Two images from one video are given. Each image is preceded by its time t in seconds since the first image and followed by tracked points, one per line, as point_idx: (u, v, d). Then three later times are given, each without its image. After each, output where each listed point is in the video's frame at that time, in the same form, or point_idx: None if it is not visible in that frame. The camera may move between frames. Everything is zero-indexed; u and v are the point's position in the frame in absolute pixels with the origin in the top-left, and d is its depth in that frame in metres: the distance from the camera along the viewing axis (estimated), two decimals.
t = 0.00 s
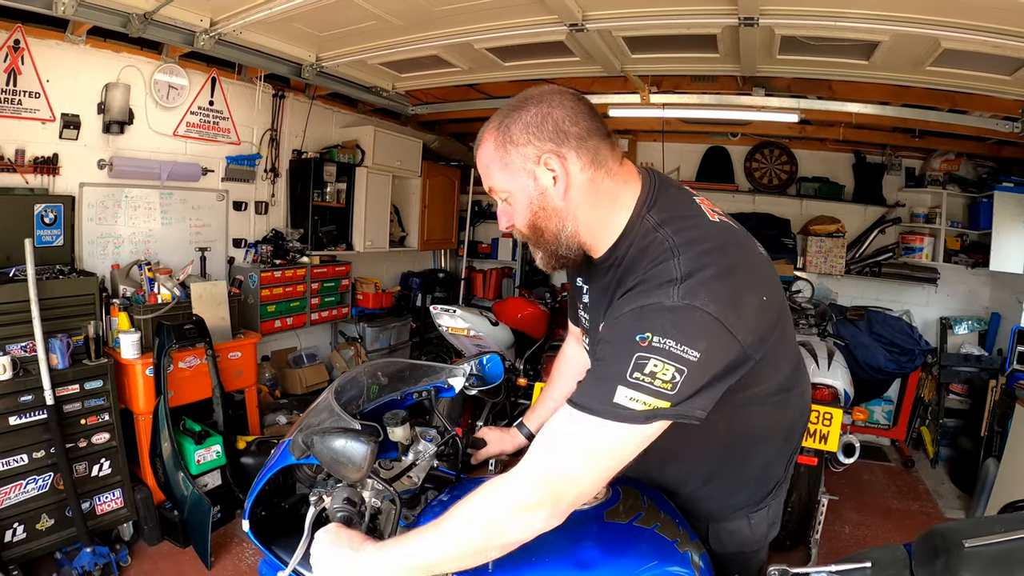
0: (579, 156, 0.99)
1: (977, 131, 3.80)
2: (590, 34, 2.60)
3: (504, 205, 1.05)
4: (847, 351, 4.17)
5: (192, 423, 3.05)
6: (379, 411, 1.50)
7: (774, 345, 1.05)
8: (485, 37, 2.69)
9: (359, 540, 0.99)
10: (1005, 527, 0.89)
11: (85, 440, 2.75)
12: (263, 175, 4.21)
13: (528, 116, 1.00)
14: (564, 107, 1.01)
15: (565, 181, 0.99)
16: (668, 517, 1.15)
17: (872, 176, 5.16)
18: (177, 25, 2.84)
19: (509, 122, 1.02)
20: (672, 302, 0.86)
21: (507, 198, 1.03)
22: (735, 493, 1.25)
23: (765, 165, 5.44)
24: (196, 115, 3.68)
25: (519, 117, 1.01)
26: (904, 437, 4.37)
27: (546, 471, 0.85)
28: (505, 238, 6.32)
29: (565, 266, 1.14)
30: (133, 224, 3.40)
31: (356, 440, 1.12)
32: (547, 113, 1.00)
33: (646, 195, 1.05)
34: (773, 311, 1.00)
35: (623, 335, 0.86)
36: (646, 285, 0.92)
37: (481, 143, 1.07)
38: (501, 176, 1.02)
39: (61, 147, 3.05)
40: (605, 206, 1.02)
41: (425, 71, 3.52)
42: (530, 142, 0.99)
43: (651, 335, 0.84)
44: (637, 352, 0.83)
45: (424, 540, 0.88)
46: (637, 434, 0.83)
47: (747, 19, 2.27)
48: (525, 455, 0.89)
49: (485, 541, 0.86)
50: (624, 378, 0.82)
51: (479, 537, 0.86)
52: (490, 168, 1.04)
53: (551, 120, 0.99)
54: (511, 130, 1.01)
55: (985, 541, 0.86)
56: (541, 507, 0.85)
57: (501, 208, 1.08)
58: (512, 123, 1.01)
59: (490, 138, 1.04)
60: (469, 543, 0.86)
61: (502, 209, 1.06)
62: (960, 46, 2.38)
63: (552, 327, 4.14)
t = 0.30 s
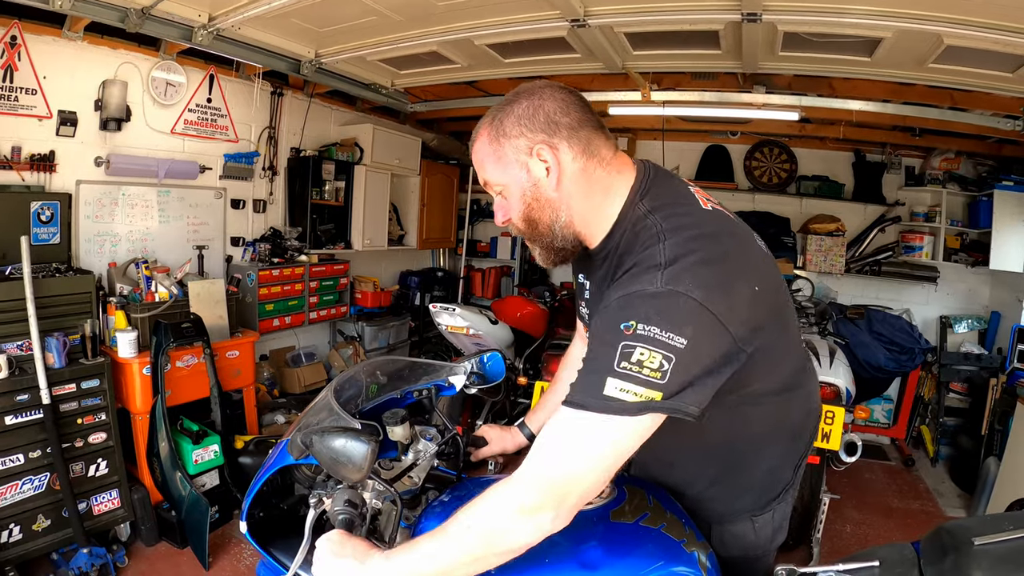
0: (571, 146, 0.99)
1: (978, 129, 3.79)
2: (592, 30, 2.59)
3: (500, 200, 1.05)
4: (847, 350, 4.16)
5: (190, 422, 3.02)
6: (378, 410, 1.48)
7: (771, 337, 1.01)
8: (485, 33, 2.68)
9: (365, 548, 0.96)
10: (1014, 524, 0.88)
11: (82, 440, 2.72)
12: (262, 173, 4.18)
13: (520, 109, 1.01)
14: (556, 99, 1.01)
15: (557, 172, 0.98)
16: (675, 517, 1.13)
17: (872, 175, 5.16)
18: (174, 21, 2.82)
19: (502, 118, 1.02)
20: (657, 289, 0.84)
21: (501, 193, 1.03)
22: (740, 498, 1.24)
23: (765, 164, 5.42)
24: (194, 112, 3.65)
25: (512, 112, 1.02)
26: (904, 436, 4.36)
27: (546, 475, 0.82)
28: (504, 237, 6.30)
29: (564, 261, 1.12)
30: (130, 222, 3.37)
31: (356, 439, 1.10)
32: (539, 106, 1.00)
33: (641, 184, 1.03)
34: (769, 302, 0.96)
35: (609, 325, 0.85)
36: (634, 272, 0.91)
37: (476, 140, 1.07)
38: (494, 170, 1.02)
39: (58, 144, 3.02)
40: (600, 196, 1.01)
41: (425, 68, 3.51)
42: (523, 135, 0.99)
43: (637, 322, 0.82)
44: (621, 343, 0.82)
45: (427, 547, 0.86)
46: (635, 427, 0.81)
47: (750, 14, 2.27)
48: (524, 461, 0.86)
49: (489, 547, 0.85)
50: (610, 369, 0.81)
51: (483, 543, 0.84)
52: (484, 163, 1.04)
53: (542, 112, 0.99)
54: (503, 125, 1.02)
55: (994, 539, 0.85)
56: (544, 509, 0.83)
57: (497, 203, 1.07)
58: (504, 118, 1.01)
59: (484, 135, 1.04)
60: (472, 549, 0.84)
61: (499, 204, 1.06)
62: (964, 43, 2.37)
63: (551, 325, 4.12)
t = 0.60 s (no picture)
0: (632, 99, 0.97)
1: (975, 128, 3.79)
2: (588, 28, 2.58)
3: (551, 148, 0.99)
4: (844, 350, 4.16)
5: (186, 422, 3.01)
6: (373, 410, 1.47)
7: (796, 319, 1.03)
8: (481, 32, 2.68)
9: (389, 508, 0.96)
10: (1013, 525, 0.87)
11: (77, 440, 2.71)
12: (257, 172, 4.17)
13: (583, 57, 0.96)
14: (617, 51, 0.99)
15: (619, 124, 0.96)
16: (671, 518, 1.12)
17: (869, 175, 5.16)
18: (170, 19, 2.81)
19: (563, 64, 0.97)
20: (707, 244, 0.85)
21: (556, 140, 0.98)
22: (733, 496, 1.22)
23: (762, 163, 5.42)
24: (190, 111, 3.64)
25: (573, 59, 0.97)
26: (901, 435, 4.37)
27: (584, 437, 0.85)
28: (501, 237, 6.28)
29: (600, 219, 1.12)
30: (125, 222, 3.36)
31: (350, 438, 1.09)
32: (601, 56, 0.97)
33: (688, 147, 1.04)
34: (800, 277, 0.99)
35: (659, 277, 0.85)
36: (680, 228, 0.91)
37: (528, 87, 1.01)
38: (552, 116, 0.97)
39: (53, 143, 3.00)
40: (652, 154, 1.01)
41: (421, 67, 3.50)
42: (588, 83, 0.95)
43: (689, 277, 0.82)
44: (673, 295, 0.82)
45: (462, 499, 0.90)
46: (678, 386, 0.80)
47: (746, 12, 2.27)
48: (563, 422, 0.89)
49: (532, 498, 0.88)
50: (661, 322, 0.81)
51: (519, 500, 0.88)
52: (539, 109, 0.98)
53: (607, 62, 0.96)
54: (564, 71, 0.97)
55: (992, 538, 0.84)
56: (584, 475, 0.85)
57: (545, 151, 1.01)
58: (567, 64, 0.96)
59: (541, 80, 0.99)
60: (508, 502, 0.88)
61: (552, 154, 1.00)
62: (960, 41, 2.37)
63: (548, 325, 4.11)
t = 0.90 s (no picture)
0: (674, 97, 1.03)
1: (971, 130, 3.81)
2: (585, 32, 2.59)
3: (600, 152, 0.99)
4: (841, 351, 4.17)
5: (184, 424, 3.01)
6: (371, 412, 1.48)
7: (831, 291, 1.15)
8: (478, 35, 2.68)
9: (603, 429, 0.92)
10: (1007, 526, 0.86)
11: (76, 442, 2.71)
12: (255, 174, 4.18)
13: (631, 58, 0.98)
14: (652, 52, 1.02)
15: (667, 121, 1.01)
16: (667, 520, 1.10)
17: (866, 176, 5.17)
18: (168, 22, 2.82)
19: (610, 65, 0.97)
20: (807, 241, 0.91)
21: (609, 144, 0.98)
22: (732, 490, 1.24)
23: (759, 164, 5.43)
24: (187, 113, 3.65)
25: (619, 60, 0.98)
26: (898, 436, 4.41)
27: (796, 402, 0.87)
28: (498, 239, 6.29)
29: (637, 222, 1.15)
30: (124, 224, 3.37)
31: (348, 442, 1.10)
32: (644, 57, 1.00)
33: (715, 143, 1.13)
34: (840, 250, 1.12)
35: (773, 279, 0.90)
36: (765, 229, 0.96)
37: (570, 91, 0.99)
38: (607, 118, 0.96)
39: (51, 146, 3.01)
40: (689, 149, 1.09)
41: (419, 70, 3.51)
42: (639, 83, 0.98)
43: (806, 275, 0.89)
44: (798, 295, 0.88)
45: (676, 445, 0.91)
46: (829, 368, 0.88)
47: (743, 17, 2.27)
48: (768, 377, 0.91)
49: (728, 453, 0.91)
50: (796, 322, 0.87)
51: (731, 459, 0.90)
52: (590, 111, 0.97)
53: (651, 64, 1.00)
54: (612, 73, 0.98)
55: (984, 540, 0.83)
56: (794, 446, 0.88)
57: (588, 155, 1.00)
58: (617, 66, 0.97)
59: (587, 82, 0.97)
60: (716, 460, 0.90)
61: (602, 157, 1.00)
62: (956, 45, 2.38)
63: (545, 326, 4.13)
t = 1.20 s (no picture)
0: (729, 102, 1.07)
1: (968, 132, 3.82)
2: (584, 35, 2.60)
3: (664, 155, 1.02)
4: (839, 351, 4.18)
5: (183, 426, 3.00)
6: (372, 415, 1.48)
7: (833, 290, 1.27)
8: (478, 37, 2.69)
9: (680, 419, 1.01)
10: (1006, 528, 0.86)
11: (75, 444, 2.71)
12: (254, 175, 4.18)
13: (696, 62, 1.01)
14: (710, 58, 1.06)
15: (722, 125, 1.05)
16: (668, 522, 1.10)
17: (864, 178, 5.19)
18: (168, 25, 2.82)
19: (677, 70, 1.00)
20: (857, 239, 1.00)
21: (672, 148, 1.01)
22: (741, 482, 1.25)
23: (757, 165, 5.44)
24: (186, 115, 3.64)
25: (685, 63, 1.01)
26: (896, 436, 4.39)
27: (845, 384, 0.95)
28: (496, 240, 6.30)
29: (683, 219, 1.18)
30: (122, 226, 3.37)
31: (351, 446, 1.10)
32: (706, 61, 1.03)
33: (755, 150, 1.18)
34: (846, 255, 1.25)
35: (835, 272, 0.97)
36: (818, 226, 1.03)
37: (637, 90, 1.00)
38: (675, 124, 0.99)
39: (50, 147, 3.00)
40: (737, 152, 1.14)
41: (418, 71, 3.51)
42: (704, 87, 1.01)
43: (858, 268, 0.98)
44: (854, 285, 0.96)
45: (738, 434, 0.97)
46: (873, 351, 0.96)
47: (743, 20, 2.28)
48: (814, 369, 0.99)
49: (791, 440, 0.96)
50: (853, 309, 0.95)
51: (791, 443, 0.96)
52: (658, 117, 0.99)
53: (713, 68, 1.03)
54: (679, 78, 1.00)
55: (984, 542, 0.83)
56: (846, 424, 0.95)
57: (652, 158, 1.03)
58: (684, 71, 0.99)
59: (656, 86, 0.99)
60: (779, 445, 0.96)
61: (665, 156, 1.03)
62: (954, 48, 2.39)
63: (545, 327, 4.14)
